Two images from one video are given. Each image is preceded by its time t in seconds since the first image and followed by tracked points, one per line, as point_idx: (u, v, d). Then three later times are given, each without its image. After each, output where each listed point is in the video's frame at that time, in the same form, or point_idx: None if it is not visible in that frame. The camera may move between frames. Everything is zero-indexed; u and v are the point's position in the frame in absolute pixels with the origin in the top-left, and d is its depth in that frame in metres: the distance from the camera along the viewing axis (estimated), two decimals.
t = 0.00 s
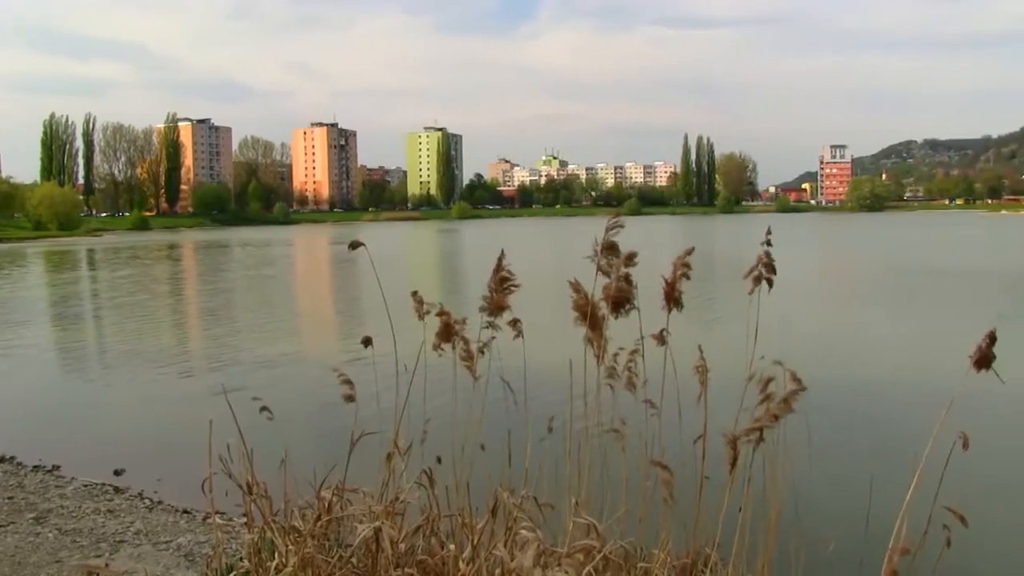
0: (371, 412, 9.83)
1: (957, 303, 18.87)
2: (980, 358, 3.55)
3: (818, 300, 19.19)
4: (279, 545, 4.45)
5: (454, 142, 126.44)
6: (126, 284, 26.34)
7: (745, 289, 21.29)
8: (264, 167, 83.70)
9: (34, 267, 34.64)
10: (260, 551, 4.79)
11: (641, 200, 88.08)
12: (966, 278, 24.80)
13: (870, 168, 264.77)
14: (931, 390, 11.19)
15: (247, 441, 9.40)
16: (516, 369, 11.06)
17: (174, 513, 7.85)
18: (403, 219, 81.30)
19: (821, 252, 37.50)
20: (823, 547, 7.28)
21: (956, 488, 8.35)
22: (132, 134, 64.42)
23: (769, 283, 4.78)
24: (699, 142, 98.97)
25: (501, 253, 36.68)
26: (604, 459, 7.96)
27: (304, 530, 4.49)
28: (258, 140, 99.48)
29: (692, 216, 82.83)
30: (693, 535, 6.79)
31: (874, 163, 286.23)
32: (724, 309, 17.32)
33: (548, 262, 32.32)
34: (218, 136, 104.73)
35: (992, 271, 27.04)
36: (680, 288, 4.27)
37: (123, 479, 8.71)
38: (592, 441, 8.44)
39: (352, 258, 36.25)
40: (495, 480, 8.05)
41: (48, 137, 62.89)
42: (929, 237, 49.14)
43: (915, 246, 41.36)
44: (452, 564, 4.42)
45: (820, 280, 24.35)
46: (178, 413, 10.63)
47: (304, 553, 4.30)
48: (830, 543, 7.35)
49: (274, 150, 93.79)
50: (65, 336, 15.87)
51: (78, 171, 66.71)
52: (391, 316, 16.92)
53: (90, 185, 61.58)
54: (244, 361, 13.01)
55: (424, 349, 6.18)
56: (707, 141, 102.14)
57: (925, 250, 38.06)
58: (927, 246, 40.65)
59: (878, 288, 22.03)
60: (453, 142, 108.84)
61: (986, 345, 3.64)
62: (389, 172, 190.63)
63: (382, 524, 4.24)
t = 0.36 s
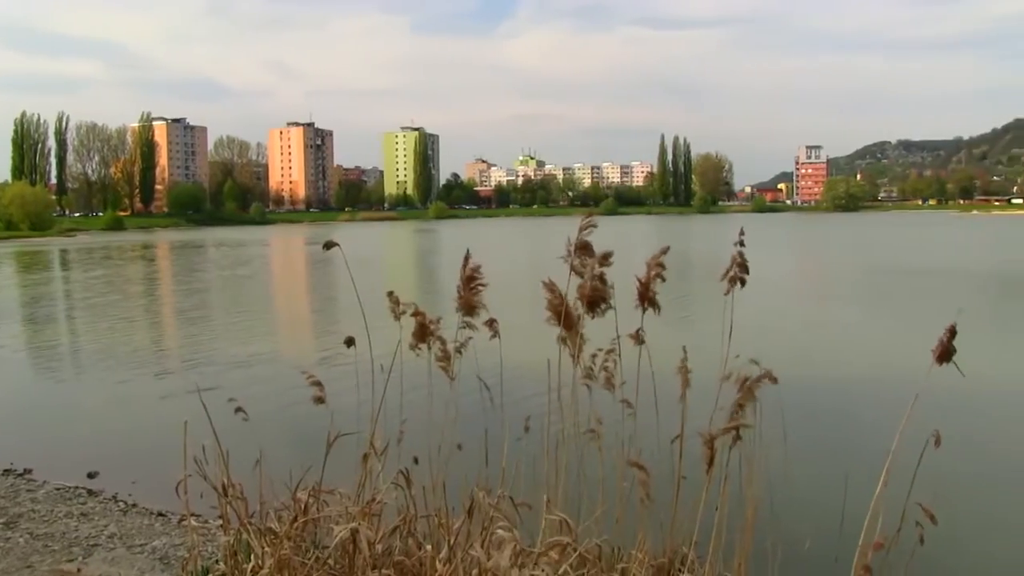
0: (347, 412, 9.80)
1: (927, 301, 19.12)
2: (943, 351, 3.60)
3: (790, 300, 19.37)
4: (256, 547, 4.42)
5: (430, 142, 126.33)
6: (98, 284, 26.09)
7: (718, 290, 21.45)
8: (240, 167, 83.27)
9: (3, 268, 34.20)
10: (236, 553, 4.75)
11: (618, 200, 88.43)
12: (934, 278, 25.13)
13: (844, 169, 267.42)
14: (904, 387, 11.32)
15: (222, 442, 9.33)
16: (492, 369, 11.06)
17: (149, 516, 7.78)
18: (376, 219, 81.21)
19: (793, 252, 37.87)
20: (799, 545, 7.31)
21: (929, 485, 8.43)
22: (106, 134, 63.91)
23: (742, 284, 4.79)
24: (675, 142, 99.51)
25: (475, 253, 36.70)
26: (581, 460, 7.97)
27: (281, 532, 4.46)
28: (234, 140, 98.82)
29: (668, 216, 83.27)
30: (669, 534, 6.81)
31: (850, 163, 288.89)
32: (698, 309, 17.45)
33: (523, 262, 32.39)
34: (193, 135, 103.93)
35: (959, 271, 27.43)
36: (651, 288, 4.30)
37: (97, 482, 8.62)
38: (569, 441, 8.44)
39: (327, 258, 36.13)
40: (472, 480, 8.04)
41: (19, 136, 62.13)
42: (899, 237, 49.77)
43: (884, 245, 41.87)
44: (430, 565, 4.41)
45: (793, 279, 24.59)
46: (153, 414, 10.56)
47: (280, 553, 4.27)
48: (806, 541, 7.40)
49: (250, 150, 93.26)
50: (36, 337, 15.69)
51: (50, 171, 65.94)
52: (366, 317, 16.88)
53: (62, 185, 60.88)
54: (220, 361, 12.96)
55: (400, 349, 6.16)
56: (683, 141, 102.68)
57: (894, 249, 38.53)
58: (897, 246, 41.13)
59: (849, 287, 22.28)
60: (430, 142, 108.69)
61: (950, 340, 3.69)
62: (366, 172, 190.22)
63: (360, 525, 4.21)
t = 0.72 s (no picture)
0: (327, 413, 9.76)
1: (903, 300, 19.31)
2: (920, 352, 3.63)
3: (767, 299, 19.52)
4: (235, 549, 4.40)
5: (411, 142, 126.13)
6: (74, 285, 25.84)
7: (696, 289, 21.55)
8: (219, 167, 82.72)
9: None
10: (215, 554, 4.73)
11: (599, 200, 88.71)
12: (908, 277, 25.40)
13: (824, 169, 269.26)
14: (883, 386, 11.41)
15: (201, 443, 9.26)
16: (473, 369, 11.04)
17: (127, 518, 7.71)
18: (358, 219, 80.99)
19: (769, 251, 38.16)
20: (778, 543, 7.34)
21: (906, 483, 8.49)
22: (83, 132, 63.68)
23: (723, 283, 4.79)
24: (656, 142, 99.90)
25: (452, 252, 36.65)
26: (562, 459, 7.98)
27: (259, 533, 4.44)
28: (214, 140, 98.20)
29: (649, 216, 83.62)
30: (649, 533, 6.82)
31: (829, 164, 291.08)
32: (678, 308, 17.53)
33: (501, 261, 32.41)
34: (172, 134, 103.12)
35: (933, 270, 27.78)
36: (627, 287, 4.32)
37: (74, 484, 8.53)
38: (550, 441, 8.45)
39: (305, 258, 35.96)
40: (453, 480, 8.04)
41: None
42: (874, 237, 50.30)
43: (859, 245, 42.32)
44: (410, 565, 4.40)
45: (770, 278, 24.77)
46: (131, 416, 10.47)
47: (259, 555, 4.25)
48: (785, 539, 7.43)
49: (229, 149, 92.73)
50: (10, 338, 15.52)
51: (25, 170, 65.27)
52: (344, 317, 16.84)
53: (39, 184, 60.27)
54: (199, 362, 12.89)
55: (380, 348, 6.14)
56: (664, 142, 103.12)
57: (868, 249, 38.94)
58: (873, 246, 41.52)
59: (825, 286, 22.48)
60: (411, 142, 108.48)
61: (926, 341, 3.72)
62: (346, 172, 189.66)
63: (339, 525, 4.19)
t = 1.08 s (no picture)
0: (306, 414, 9.72)
1: (877, 299, 19.51)
2: (904, 351, 3.66)
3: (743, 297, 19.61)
4: (214, 551, 4.38)
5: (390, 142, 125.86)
6: (47, 285, 25.56)
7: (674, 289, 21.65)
8: (197, 167, 82.12)
9: None
10: (192, 557, 4.70)
11: (578, 200, 88.94)
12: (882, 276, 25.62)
13: (803, 169, 271.06)
14: (861, 384, 11.51)
15: (179, 445, 9.18)
16: (451, 370, 11.03)
17: (103, 521, 7.65)
18: (337, 219, 80.70)
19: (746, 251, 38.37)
20: (756, 542, 7.38)
21: (883, 481, 8.56)
22: (58, 131, 63.72)
23: (708, 284, 4.82)
24: (635, 142, 100.23)
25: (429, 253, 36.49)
26: (541, 459, 7.99)
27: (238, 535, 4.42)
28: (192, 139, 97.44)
29: (629, 215, 83.92)
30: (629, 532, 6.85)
31: (807, 164, 293.05)
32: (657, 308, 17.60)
33: (478, 262, 32.33)
34: (148, 133, 102.21)
35: (907, 270, 28.07)
36: (610, 286, 4.35)
37: (49, 487, 8.45)
38: (529, 442, 8.47)
39: (282, 258, 35.76)
40: (433, 480, 8.03)
41: None
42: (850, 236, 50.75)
43: (834, 245, 42.60)
44: (389, 566, 4.39)
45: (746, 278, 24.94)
46: (107, 417, 10.38)
47: (238, 557, 4.24)
48: (763, 537, 7.47)
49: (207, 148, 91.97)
50: None
51: None
52: (321, 319, 16.77)
53: (13, 184, 59.60)
54: (175, 363, 12.78)
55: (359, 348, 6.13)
56: (643, 142, 103.48)
57: (844, 249, 39.24)
58: (848, 245, 41.90)
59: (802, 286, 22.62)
60: (391, 142, 108.27)
61: (908, 341, 3.76)
62: (325, 172, 188.88)
63: (318, 526, 4.19)
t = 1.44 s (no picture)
0: (279, 416, 9.66)
1: (848, 298, 19.67)
2: (877, 350, 3.68)
3: (715, 297, 19.71)
4: (186, 553, 4.34)
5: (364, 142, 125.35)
6: (13, 286, 25.14)
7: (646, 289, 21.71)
8: (169, 167, 81.31)
9: None
10: (164, 560, 4.65)
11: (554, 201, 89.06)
12: (852, 275, 25.88)
13: (777, 169, 272.98)
14: (835, 383, 11.59)
15: (152, 447, 9.08)
16: (425, 371, 10.99)
17: (73, 525, 7.56)
18: (313, 219, 80.23)
19: (717, 251, 38.58)
20: (730, 541, 7.41)
21: (855, 479, 8.63)
22: (26, 130, 63.07)
23: (683, 284, 4.82)
24: (610, 142, 100.47)
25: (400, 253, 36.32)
26: (516, 459, 7.98)
27: (211, 536, 4.38)
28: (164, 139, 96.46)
29: (604, 215, 84.11)
30: (603, 532, 6.85)
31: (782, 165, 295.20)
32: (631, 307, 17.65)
33: (450, 262, 32.24)
34: (120, 133, 101.00)
35: (875, 269, 28.37)
36: (587, 287, 4.34)
37: (17, 492, 8.32)
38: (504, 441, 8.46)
39: (251, 259, 35.41)
40: (407, 481, 8.00)
41: None
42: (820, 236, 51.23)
43: (805, 245, 42.95)
44: (363, 567, 4.37)
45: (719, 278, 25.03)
46: (76, 420, 10.25)
47: (210, 559, 4.21)
48: (737, 535, 7.51)
49: (179, 147, 91.07)
50: None
51: None
52: (293, 319, 16.67)
53: None
54: (145, 364, 12.63)
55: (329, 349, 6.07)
56: (618, 142, 103.64)
57: (815, 249, 39.56)
58: (819, 245, 42.26)
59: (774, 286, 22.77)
60: (364, 141, 107.68)
61: (881, 340, 3.76)
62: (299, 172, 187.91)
63: (292, 527, 4.15)
